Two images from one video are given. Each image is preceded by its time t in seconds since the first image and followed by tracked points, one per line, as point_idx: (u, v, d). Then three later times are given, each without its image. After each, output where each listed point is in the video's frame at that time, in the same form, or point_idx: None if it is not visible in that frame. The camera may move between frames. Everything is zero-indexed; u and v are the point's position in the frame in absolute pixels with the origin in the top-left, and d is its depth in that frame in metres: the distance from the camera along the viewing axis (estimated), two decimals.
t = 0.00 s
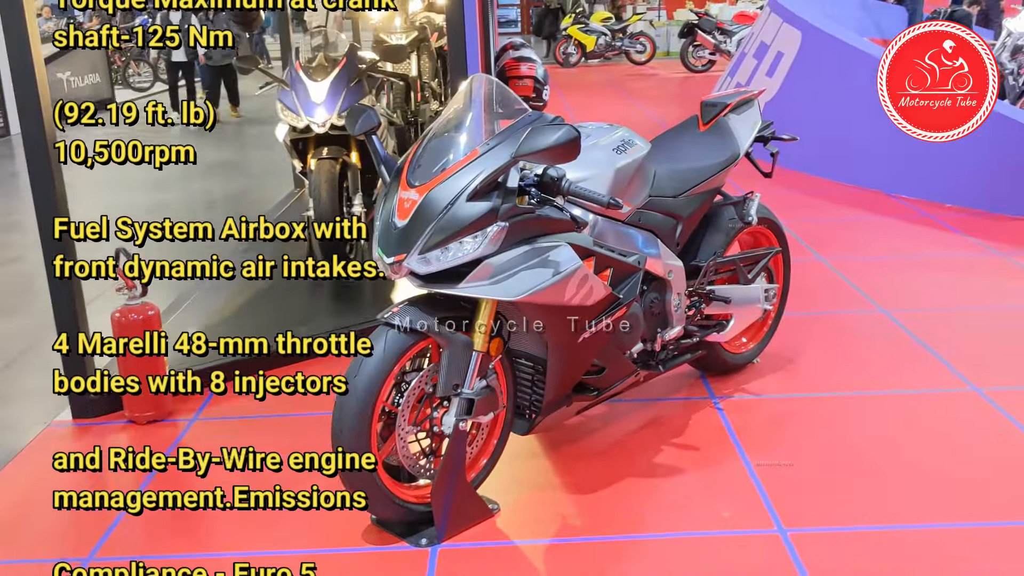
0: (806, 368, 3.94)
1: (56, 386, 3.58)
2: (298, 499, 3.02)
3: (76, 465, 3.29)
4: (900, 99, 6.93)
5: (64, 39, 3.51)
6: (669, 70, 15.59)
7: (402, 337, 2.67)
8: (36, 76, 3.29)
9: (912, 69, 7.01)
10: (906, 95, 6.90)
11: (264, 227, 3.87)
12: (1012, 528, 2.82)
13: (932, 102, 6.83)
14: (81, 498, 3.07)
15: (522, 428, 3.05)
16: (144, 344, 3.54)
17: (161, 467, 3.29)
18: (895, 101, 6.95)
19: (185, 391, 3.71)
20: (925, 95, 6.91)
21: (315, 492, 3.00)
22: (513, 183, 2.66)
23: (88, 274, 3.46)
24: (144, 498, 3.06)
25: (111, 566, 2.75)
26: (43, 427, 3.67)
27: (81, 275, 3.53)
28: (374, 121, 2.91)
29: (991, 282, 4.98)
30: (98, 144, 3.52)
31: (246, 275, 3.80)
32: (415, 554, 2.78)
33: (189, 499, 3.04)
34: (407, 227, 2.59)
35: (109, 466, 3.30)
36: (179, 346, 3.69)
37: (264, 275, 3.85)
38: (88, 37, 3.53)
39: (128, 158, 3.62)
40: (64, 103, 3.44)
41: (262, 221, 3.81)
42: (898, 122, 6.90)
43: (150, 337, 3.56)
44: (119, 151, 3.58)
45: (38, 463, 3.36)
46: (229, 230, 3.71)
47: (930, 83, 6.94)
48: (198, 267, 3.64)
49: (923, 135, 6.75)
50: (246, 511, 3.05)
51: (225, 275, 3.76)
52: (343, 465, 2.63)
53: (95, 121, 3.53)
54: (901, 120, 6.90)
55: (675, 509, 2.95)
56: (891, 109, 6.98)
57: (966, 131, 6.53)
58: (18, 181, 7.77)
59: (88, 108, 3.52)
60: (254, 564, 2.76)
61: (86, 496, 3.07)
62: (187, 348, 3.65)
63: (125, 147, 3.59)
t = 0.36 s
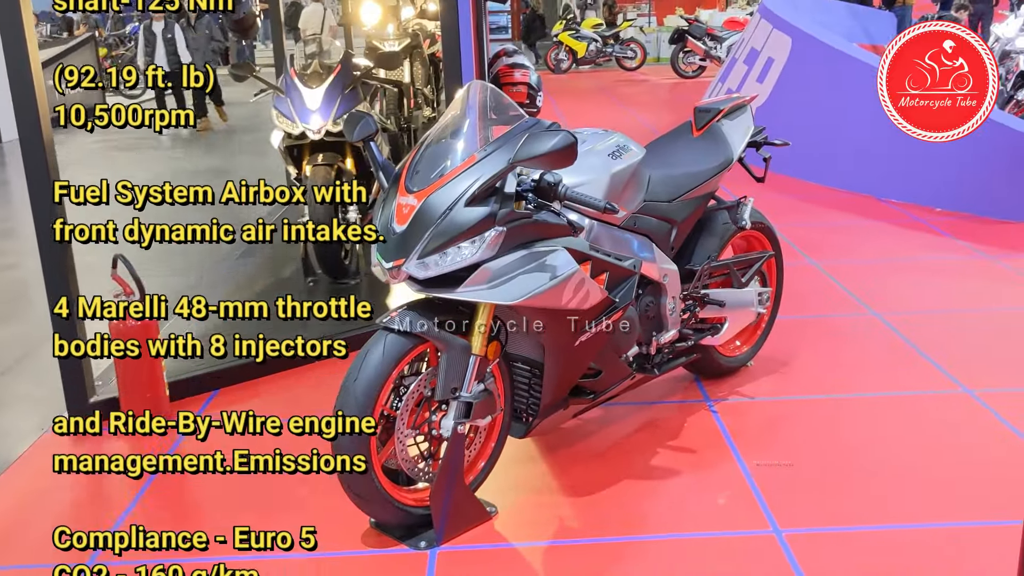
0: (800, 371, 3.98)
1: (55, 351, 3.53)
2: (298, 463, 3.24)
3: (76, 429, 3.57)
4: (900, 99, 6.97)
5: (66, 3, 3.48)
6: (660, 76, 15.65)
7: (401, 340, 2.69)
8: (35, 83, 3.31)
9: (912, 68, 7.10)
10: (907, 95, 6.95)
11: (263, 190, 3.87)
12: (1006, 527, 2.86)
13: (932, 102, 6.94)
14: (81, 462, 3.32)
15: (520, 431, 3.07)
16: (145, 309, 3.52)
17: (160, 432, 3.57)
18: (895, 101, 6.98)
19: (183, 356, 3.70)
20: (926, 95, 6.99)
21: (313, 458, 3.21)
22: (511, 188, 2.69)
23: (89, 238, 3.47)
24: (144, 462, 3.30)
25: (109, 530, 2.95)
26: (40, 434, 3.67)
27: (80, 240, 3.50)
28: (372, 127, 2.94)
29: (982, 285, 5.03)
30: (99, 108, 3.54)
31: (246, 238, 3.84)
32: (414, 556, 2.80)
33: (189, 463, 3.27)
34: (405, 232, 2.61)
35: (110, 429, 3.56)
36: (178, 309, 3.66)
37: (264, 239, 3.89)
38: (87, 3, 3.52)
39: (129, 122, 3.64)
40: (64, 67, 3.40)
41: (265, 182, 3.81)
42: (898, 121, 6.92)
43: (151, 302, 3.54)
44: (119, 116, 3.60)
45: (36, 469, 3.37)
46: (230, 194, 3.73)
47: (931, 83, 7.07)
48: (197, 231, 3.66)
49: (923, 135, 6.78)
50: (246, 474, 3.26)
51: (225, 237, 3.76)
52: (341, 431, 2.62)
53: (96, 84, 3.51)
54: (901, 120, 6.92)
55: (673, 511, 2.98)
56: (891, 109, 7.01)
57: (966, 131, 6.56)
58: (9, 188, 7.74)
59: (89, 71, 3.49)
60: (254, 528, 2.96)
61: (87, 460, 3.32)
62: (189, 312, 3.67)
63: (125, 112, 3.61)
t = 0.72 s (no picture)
0: (796, 373, 3.99)
1: (55, 314, 3.50)
2: (298, 427, 3.40)
3: (75, 393, 3.61)
4: (901, 99, 6.95)
5: None
6: (655, 80, 15.68)
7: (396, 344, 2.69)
8: (31, 83, 3.30)
9: (913, 68, 7.09)
10: (907, 96, 6.94)
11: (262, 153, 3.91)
12: (1000, 528, 2.87)
13: (932, 102, 6.95)
14: (81, 425, 3.57)
15: (516, 435, 3.07)
16: (145, 272, 3.59)
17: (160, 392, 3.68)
18: (895, 101, 6.97)
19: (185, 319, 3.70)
20: (926, 95, 7.00)
21: (312, 422, 3.36)
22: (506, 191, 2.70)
23: (88, 201, 3.52)
24: (144, 427, 3.56)
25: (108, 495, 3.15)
26: (36, 438, 3.67)
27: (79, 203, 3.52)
28: (367, 131, 2.95)
29: (976, 287, 5.05)
30: (98, 72, 3.54)
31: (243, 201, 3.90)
32: (410, 559, 2.80)
33: (190, 427, 3.55)
34: (401, 236, 2.62)
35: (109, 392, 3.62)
36: (178, 274, 3.69)
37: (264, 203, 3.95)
38: None
39: (129, 86, 3.63)
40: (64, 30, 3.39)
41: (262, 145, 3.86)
42: (898, 121, 6.90)
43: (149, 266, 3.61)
44: (119, 79, 3.59)
45: (32, 473, 3.37)
46: (229, 157, 3.77)
47: (931, 83, 7.10)
48: (197, 195, 3.71)
49: (923, 135, 6.75)
50: (246, 437, 3.49)
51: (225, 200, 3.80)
52: (343, 392, 2.62)
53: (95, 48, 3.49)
54: (901, 120, 6.90)
55: (668, 513, 2.98)
56: (891, 109, 6.99)
57: (967, 131, 6.55)
58: (2, 193, 7.72)
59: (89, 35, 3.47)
60: (255, 492, 3.19)
61: (86, 424, 3.58)
62: (188, 277, 3.69)
63: (124, 75, 3.59)
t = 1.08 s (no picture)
0: (794, 375, 3.98)
1: (55, 278, 3.46)
2: (298, 390, 3.74)
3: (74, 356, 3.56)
4: (901, 99, 6.92)
5: None
6: (654, 80, 15.67)
7: (391, 346, 2.69)
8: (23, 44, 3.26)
9: (913, 68, 7.06)
10: (908, 96, 6.91)
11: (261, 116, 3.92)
12: (997, 531, 2.86)
13: (932, 102, 6.91)
14: (81, 390, 3.65)
15: (512, 437, 3.06)
16: (145, 234, 3.58)
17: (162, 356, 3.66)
18: (896, 101, 6.94)
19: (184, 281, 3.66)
20: (927, 95, 6.97)
21: (312, 386, 3.68)
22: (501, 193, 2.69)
23: (89, 163, 3.58)
24: (144, 391, 3.59)
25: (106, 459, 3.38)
26: (31, 440, 3.66)
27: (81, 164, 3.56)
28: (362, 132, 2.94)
29: (973, 288, 5.04)
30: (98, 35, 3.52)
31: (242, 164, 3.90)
32: (405, 562, 2.78)
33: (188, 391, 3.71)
34: (396, 238, 2.61)
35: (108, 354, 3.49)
36: (178, 237, 3.66)
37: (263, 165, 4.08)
38: None
39: (129, 49, 3.62)
40: None
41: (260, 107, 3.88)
42: (898, 121, 6.87)
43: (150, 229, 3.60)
44: (119, 43, 3.57)
45: (27, 475, 3.35)
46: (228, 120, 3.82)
47: (931, 83, 7.06)
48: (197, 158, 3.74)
49: (924, 135, 6.73)
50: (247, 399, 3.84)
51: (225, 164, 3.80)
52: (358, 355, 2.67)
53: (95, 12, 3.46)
54: (901, 120, 6.87)
55: (665, 516, 2.97)
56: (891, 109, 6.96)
57: (967, 131, 6.51)
58: None
59: None
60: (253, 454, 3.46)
61: (86, 387, 3.65)
62: (188, 239, 3.67)
63: (125, 39, 3.58)
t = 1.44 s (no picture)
0: (802, 376, 3.93)
1: (55, 242, 3.43)
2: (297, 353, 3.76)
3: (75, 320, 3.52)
4: (901, 99, 6.91)
5: None
6: (663, 77, 15.60)
7: (391, 347, 2.66)
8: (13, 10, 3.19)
9: (911, 68, 7.00)
10: (907, 95, 6.88)
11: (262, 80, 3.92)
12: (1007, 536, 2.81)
13: (932, 102, 6.86)
14: (80, 352, 3.58)
15: (514, 440, 3.02)
16: (145, 199, 3.60)
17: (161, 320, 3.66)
18: (896, 101, 6.93)
19: (184, 245, 3.62)
20: (925, 95, 6.90)
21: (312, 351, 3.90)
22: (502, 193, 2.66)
23: (89, 128, 3.59)
24: (144, 355, 3.54)
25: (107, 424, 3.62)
26: (33, 440, 3.65)
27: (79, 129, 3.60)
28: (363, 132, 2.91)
29: (984, 288, 4.97)
30: None
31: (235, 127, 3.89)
32: (406, 566, 2.75)
33: (189, 353, 3.65)
34: (396, 239, 2.58)
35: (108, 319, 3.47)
36: (178, 200, 3.65)
37: (262, 128, 4.09)
38: None
39: (128, 12, 3.62)
40: None
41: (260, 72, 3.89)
42: (897, 121, 6.88)
43: (150, 193, 3.62)
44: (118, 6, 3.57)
45: (29, 476, 3.35)
46: (229, 84, 3.82)
47: (930, 83, 6.94)
48: (197, 123, 3.73)
49: (923, 135, 6.73)
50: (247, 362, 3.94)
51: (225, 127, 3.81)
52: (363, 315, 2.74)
53: None
54: (900, 120, 6.87)
55: (670, 520, 2.93)
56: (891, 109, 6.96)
57: (966, 131, 6.52)
58: (6, 194, 7.71)
59: None
60: (253, 420, 3.70)
61: (86, 351, 3.59)
62: (188, 204, 3.65)
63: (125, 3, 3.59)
